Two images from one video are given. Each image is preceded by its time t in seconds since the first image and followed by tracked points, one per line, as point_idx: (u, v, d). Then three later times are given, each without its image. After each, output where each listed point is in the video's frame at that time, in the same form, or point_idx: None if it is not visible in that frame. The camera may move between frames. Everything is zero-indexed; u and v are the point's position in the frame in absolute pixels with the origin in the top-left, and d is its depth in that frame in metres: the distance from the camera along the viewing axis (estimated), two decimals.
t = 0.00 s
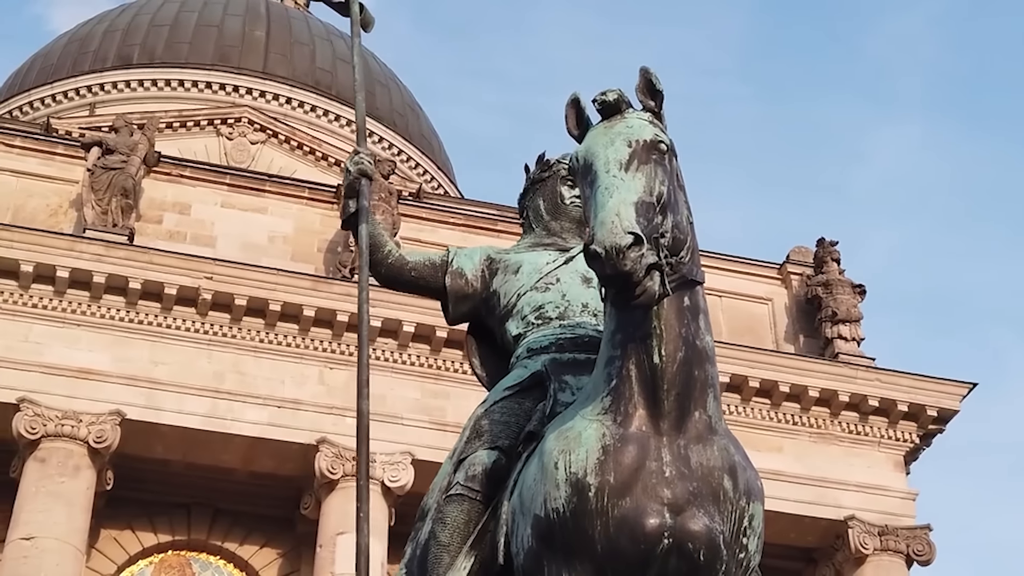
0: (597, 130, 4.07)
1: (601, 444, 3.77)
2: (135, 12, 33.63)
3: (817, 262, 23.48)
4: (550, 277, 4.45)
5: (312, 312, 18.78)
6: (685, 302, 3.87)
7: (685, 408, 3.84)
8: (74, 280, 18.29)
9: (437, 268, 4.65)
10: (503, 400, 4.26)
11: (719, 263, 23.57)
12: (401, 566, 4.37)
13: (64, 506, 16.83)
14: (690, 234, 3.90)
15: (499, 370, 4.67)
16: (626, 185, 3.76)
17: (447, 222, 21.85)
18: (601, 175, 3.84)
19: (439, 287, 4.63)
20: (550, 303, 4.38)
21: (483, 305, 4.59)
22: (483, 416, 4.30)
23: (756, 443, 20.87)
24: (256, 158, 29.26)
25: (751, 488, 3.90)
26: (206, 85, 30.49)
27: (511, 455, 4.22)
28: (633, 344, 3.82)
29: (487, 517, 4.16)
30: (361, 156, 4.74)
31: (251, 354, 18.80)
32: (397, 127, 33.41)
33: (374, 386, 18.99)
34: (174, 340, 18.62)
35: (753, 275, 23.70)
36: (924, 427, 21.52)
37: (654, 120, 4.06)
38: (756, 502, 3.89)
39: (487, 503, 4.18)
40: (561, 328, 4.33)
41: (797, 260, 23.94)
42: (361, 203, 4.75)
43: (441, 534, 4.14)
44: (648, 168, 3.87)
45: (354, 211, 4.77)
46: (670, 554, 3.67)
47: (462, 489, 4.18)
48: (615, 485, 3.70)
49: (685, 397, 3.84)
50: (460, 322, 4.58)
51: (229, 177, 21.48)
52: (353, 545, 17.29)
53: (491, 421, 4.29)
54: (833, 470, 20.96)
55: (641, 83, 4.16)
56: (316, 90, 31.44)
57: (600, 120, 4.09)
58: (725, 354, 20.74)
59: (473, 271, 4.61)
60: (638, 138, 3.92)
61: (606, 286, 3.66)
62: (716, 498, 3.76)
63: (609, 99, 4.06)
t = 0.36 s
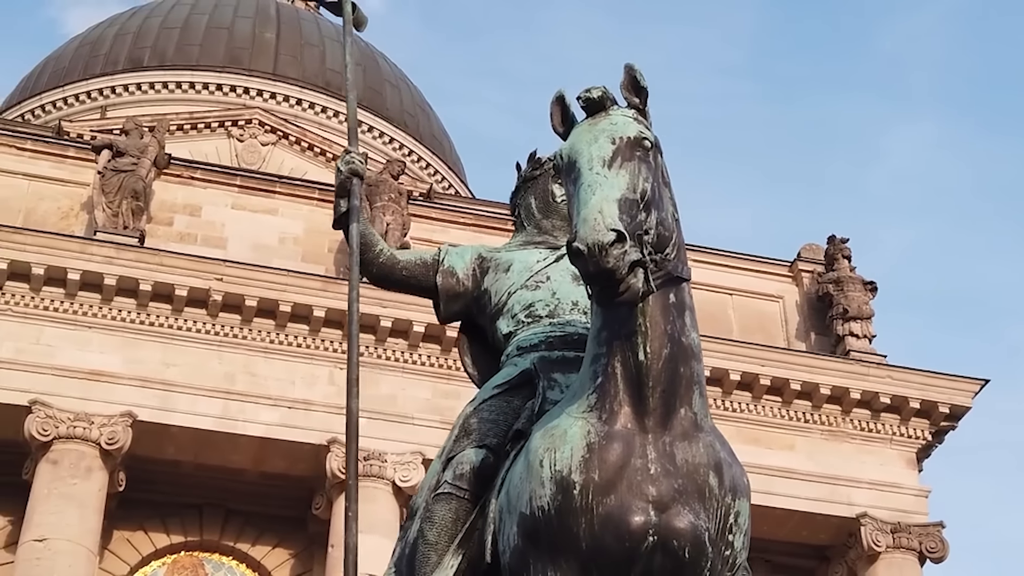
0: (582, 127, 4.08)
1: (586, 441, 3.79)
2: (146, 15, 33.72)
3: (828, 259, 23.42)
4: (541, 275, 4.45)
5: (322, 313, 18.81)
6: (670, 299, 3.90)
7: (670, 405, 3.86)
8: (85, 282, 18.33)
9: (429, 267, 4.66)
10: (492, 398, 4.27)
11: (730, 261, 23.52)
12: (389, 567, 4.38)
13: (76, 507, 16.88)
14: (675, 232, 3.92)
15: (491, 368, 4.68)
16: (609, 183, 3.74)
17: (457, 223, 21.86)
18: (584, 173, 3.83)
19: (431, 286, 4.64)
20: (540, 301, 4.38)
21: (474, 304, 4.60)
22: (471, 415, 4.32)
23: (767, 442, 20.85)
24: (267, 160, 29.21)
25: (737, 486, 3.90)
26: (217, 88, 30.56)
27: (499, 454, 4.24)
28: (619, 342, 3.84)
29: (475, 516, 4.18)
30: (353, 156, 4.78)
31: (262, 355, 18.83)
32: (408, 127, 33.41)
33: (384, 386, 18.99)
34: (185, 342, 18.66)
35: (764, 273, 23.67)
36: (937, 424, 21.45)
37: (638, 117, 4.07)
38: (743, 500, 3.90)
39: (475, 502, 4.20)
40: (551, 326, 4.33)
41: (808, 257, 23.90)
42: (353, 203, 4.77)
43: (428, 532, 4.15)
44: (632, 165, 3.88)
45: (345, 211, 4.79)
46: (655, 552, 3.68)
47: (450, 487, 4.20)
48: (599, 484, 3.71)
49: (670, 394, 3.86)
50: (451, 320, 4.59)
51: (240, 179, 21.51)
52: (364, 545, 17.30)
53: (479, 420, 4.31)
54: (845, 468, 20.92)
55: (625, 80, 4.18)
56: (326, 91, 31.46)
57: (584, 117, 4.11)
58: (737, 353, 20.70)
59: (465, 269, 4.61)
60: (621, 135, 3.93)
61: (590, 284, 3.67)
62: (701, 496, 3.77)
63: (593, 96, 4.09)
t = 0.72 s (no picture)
0: (562, 125, 4.09)
1: (565, 441, 3.77)
2: (156, 18, 33.78)
3: (840, 256, 23.36)
4: (527, 274, 4.44)
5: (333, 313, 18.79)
6: (651, 297, 3.88)
7: (651, 404, 3.84)
8: (96, 285, 18.37)
9: (415, 266, 4.62)
10: (476, 397, 4.28)
11: (742, 259, 23.46)
12: (374, 567, 4.37)
13: (88, 509, 16.91)
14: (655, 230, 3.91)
15: (478, 368, 4.67)
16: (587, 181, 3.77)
17: (467, 223, 21.86)
18: (562, 171, 3.85)
19: (418, 286, 4.61)
20: (526, 300, 4.37)
21: (461, 303, 4.57)
22: (455, 415, 4.32)
23: (779, 440, 20.81)
24: (278, 161, 29.31)
25: (718, 484, 3.88)
26: (228, 90, 30.65)
27: (483, 454, 4.24)
28: (598, 340, 3.83)
29: (458, 516, 4.18)
30: (340, 156, 4.76)
31: (272, 356, 18.85)
32: (419, 128, 33.46)
33: (395, 387, 19.00)
34: (195, 344, 18.69)
35: (776, 271, 23.63)
36: (950, 421, 21.37)
37: (617, 115, 4.07)
38: (725, 498, 3.88)
39: (458, 503, 4.20)
40: (537, 325, 4.31)
41: (819, 255, 23.83)
42: (339, 202, 4.75)
43: (411, 533, 4.14)
44: (610, 163, 3.87)
45: (332, 211, 4.77)
46: (635, 551, 3.66)
47: (433, 488, 4.19)
48: (579, 483, 3.69)
49: (651, 392, 3.84)
50: (439, 320, 4.56)
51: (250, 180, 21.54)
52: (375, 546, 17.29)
53: (463, 420, 4.31)
54: (858, 466, 20.85)
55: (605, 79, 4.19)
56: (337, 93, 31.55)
57: (565, 116, 4.11)
58: (748, 351, 20.67)
59: (451, 269, 4.58)
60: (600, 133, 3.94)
61: (568, 282, 3.66)
62: (681, 495, 3.75)
63: (572, 93, 4.09)
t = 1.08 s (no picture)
0: (547, 123, 4.06)
1: (552, 439, 3.76)
2: (169, 20, 33.84)
3: (853, 254, 23.30)
4: (519, 272, 4.43)
5: (345, 314, 18.76)
6: (639, 294, 3.87)
7: (638, 401, 3.84)
8: (108, 287, 18.40)
9: (408, 266, 4.61)
10: (467, 396, 4.29)
11: (754, 257, 23.42)
12: (365, 567, 4.37)
13: (102, 512, 16.95)
14: (642, 226, 3.90)
15: (471, 366, 4.66)
16: (571, 178, 3.74)
17: (480, 222, 21.86)
18: (547, 168, 3.83)
19: (411, 285, 4.59)
20: (518, 298, 4.36)
21: (454, 302, 4.55)
22: (445, 414, 4.32)
23: (793, 438, 20.76)
24: (290, 162, 29.26)
25: (707, 481, 3.86)
26: (240, 92, 30.73)
27: (473, 453, 4.23)
28: (586, 338, 3.82)
29: (448, 516, 4.18)
30: (332, 156, 4.76)
31: (285, 357, 18.85)
32: (431, 128, 33.49)
33: (407, 387, 19.02)
34: (208, 345, 18.71)
35: (789, 269, 23.57)
36: (964, 418, 21.28)
37: (604, 111, 4.05)
38: (713, 497, 3.86)
39: (448, 502, 4.19)
40: (528, 324, 4.31)
41: (832, 252, 23.76)
42: (332, 202, 4.74)
43: (400, 532, 4.14)
44: (596, 161, 3.85)
45: (324, 211, 4.76)
46: (622, 549, 3.65)
47: (423, 487, 4.19)
48: (565, 481, 3.68)
49: (638, 389, 3.84)
50: (432, 319, 4.55)
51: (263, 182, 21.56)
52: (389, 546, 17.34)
53: (453, 419, 4.31)
54: (873, 464, 20.78)
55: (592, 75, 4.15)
56: (348, 94, 31.64)
57: (550, 113, 4.08)
58: (760, 349, 20.63)
59: (444, 268, 4.56)
60: (585, 130, 3.91)
61: (553, 280, 3.67)
62: (669, 493, 3.74)
63: (558, 91, 4.06)
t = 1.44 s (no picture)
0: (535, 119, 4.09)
1: (541, 437, 3.79)
2: (184, 24, 33.96)
3: (870, 250, 23.23)
4: (514, 270, 4.46)
5: (359, 315, 18.80)
6: (628, 290, 3.89)
7: (627, 397, 3.86)
8: (125, 290, 18.45)
9: (403, 265, 4.62)
10: (459, 395, 4.30)
11: (771, 253, 23.38)
12: (359, 566, 4.38)
13: (121, 514, 17.00)
14: (631, 222, 3.92)
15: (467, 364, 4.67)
16: (558, 174, 3.77)
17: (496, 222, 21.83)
18: (533, 164, 3.85)
19: (406, 283, 4.60)
20: (512, 296, 4.38)
21: (449, 300, 4.57)
22: (439, 413, 4.34)
23: (812, 435, 20.69)
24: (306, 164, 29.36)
25: (698, 477, 3.86)
26: (255, 94, 30.82)
27: (465, 451, 4.25)
28: (575, 334, 3.85)
29: (440, 514, 4.18)
30: (327, 154, 4.75)
31: (301, 359, 18.92)
32: (447, 128, 33.52)
33: (423, 387, 19.04)
34: (225, 347, 18.77)
35: (806, 265, 23.50)
36: (984, 414, 21.19)
37: (591, 107, 4.06)
38: (705, 492, 3.86)
39: (440, 500, 4.21)
40: (522, 321, 4.32)
41: (850, 248, 23.71)
42: (327, 201, 4.72)
43: (392, 531, 4.14)
44: (582, 156, 3.87)
45: (319, 210, 4.75)
46: (611, 547, 3.67)
47: (416, 486, 4.21)
48: (554, 478, 3.70)
49: (628, 385, 3.85)
50: (429, 318, 4.55)
51: (278, 184, 21.62)
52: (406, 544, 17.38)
53: (447, 417, 4.33)
54: (892, 460, 20.70)
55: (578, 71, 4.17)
56: (363, 94, 31.72)
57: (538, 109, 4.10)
58: (778, 346, 20.58)
59: (440, 266, 4.58)
60: (573, 126, 3.93)
61: (540, 275, 3.73)
62: (659, 489, 3.74)
63: (545, 86, 4.07)
